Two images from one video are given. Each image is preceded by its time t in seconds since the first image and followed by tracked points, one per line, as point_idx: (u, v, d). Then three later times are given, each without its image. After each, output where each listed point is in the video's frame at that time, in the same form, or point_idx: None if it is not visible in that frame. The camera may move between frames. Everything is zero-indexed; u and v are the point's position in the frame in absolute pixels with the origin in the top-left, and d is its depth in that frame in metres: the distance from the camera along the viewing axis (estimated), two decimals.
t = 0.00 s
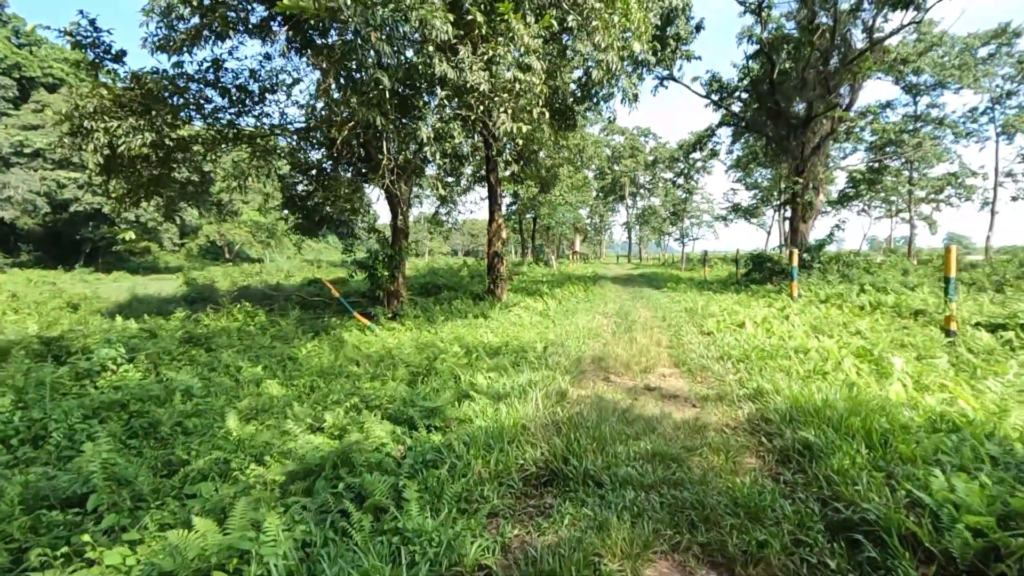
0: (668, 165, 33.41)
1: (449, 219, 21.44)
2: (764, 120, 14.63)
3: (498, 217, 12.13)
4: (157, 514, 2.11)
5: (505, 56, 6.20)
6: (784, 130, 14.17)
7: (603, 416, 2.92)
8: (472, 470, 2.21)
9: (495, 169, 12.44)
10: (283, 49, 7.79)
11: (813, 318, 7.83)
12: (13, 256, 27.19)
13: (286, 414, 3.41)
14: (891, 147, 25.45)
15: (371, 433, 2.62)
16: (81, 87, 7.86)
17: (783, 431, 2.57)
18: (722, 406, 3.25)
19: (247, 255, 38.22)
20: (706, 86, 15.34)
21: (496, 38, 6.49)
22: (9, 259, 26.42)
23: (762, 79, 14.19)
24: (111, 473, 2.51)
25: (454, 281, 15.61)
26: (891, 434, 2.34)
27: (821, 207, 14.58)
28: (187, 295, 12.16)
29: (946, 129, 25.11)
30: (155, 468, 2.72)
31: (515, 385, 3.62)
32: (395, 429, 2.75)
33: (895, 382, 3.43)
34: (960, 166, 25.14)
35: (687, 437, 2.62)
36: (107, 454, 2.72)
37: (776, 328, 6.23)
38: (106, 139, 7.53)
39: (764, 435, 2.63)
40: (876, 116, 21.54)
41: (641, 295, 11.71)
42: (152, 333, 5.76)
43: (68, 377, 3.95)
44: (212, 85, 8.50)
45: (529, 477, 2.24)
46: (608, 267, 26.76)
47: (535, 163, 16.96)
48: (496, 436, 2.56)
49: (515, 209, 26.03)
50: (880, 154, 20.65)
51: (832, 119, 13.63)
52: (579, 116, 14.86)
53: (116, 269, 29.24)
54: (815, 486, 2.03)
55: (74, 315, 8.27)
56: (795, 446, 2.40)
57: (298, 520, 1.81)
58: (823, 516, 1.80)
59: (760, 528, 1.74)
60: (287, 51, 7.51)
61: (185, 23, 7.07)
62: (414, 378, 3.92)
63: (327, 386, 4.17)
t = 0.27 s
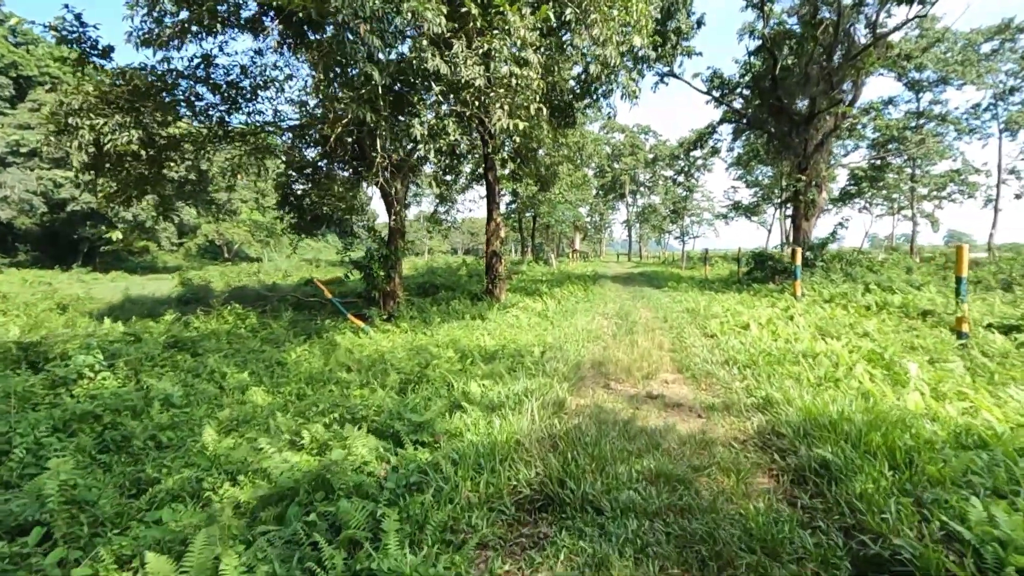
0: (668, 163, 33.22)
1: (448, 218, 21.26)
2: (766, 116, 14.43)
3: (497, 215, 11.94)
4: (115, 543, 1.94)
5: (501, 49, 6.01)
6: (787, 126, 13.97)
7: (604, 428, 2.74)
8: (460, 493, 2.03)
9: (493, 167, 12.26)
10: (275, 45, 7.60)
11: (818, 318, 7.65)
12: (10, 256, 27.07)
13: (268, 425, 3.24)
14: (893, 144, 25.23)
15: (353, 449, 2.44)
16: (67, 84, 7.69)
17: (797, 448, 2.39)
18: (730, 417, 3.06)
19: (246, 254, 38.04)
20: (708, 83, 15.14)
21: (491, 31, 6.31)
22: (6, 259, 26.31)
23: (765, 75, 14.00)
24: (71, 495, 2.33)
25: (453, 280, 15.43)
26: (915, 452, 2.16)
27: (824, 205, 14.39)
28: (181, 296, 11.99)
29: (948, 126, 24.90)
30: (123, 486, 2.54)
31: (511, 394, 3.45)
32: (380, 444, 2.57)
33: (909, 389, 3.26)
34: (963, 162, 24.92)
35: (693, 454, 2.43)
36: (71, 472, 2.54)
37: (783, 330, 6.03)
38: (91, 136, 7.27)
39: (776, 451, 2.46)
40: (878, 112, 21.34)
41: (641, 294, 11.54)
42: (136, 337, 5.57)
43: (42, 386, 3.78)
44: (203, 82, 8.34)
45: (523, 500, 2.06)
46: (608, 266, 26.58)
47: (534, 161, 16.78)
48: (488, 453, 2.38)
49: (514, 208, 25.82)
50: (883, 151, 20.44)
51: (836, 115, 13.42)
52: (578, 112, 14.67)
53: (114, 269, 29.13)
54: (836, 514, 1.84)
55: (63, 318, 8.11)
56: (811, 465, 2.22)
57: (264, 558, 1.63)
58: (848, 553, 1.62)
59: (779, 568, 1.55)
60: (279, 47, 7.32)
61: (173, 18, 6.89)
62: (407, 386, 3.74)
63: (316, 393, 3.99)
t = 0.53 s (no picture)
0: (668, 160, 33.04)
1: (447, 215, 21.10)
2: (767, 112, 14.25)
3: (494, 212, 11.76)
4: (58, 563, 1.78)
5: (494, 39, 5.85)
6: (789, 122, 13.77)
7: (597, 434, 2.57)
8: (437, 509, 1.86)
9: (490, 163, 12.09)
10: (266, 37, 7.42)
11: (821, 317, 7.49)
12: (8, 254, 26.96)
13: (243, 430, 3.07)
14: (895, 141, 25.03)
15: (326, 458, 2.27)
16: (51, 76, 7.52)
17: (805, 457, 2.22)
18: (732, 422, 2.89)
19: (244, 251, 37.89)
20: (708, 78, 14.94)
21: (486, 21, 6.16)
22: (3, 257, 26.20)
23: (766, 70, 13.81)
24: (20, 508, 2.17)
25: (451, 278, 15.27)
26: (933, 462, 1.98)
27: (826, 202, 14.20)
28: (175, 293, 11.84)
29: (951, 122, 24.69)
30: (81, 497, 2.37)
31: (501, 396, 3.28)
32: (357, 452, 2.40)
33: (921, 391, 3.09)
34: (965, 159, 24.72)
35: (692, 463, 2.26)
36: (24, 483, 2.37)
37: (785, 328, 5.87)
38: (75, 129, 7.11)
39: (781, 461, 2.28)
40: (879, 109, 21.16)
41: (640, 292, 11.37)
42: (118, 336, 5.41)
43: (10, 387, 3.62)
44: (192, 75, 8.16)
45: (505, 516, 1.89)
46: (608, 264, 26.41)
47: (533, 157, 16.60)
48: (470, 462, 2.20)
49: (513, 205, 25.65)
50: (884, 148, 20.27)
51: (839, 111, 13.22)
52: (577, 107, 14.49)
53: (112, 266, 29.00)
54: (849, 535, 1.67)
55: (50, 316, 7.96)
56: (820, 476, 2.05)
57: None
58: None
59: None
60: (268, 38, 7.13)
61: (159, 7, 6.70)
62: (392, 388, 3.57)
63: (298, 395, 3.82)
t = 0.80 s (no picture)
0: (665, 155, 32.87)
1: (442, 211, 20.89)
2: (765, 106, 14.07)
3: (487, 207, 11.57)
4: None
5: (483, 27, 5.69)
6: (787, 115, 13.59)
7: (584, 446, 2.41)
8: (403, 536, 1.70)
9: (484, 157, 11.89)
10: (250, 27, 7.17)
11: (819, 315, 7.34)
12: None
13: (210, 439, 2.88)
14: (893, 136, 24.90)
15: (290, 476, 2.10)
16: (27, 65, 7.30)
17: (807, 473, 2.06)
18: (729, 431, 2.73)
19: (239, 247, 37.59)
20: (706, 71, 14.73)
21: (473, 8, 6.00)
22: None
23: (764, 63, 13.64)
24: None
25: (445, 274, 15.08)
26: (947, 482, 1.82)
27: (824, 197, 14.03)
28: (162, 290, 11.63)
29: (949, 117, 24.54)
30: (25, 517, 2.19)
31: (486, 403, 3.11)
32: (324, 468, 2.22)
33: (927, 397, 2.94)
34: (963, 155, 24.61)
35: (686, 481, 2.09)
36: None
37: (783, 328, 5.71)
38: (51, 122, 6.93)
39: (782, 477, 2.12)
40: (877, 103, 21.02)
41: (636, 289, 11.21)
42: (91, 336, 5.22)
43: None
44: (175, 66, 7.94)
45: (480, 543, 1.73)
46: (605, 260, 26.24)
47: (528, 151, 16.40)
48: (446, 480, 2.03)
49: (509, 200, 25.44)
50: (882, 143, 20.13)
51: (838, 104, 13.03)
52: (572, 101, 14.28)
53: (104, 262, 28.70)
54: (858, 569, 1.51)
55: (30, 314, 7.76)
56: (824, 496, 1.88)
57: None
58: None
59: None
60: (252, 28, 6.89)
61: None
62: (372, 393, 3.39)
63: (275, 400, 3.64)
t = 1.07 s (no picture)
0: (661, 151, 32.78)
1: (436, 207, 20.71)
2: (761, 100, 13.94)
3: (481, 203, 11.41)
4: None
5: (473, 16, 5.53)
6: (783, 110, 13.47)
7: (578, 454, 2.27)
8: (378, 559, 1.55)
9: (477, 152, 11.72)
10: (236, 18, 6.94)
11: (817, 311, 7.24)
12: None
13: (183, 446, 2.73)
14: (888, 131, 24.86)
15: (259, 490, 1.95)
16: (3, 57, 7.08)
17: (815, 484, 1.93)
18: (729, 435, 2.60)
19: (232, 245, 37.30)
20: (701, 65, 14.60)
21: None
22: None
23: (760, 57, 13.48)
24: None
25: (439, 271, 14.92)
26: (965, 493, 1.69)
27: (821, 192, 13.93)
28: (151, 289, 11.43)
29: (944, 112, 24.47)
30: None
31: (475, 405, 2.97)
32: (298, 480, 2.08)
33: (935, 397, 2.82)
34: (958, 150, 24.59)
35: (685, 492, 1.96)
36: None
37: (782, 324, 5.60)
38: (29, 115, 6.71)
39: (786, 487, 1.99)
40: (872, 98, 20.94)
41: (632, 285, 11.08)
42: (69, 337, 5.06)
43: None
44: (159, 59, 7.72)
45: (462, 565, 1.59)
46: (600, 256, 26.11)
47: (523, 147, 16.24)
48: (427, 494, 1.89)
49: (504, 196, 25.28)
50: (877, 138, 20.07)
51: (834, 98, 12.92)
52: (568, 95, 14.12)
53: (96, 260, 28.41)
54: None
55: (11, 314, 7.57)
56: (834, 509, 1.75)
57: None
58: None
59: None
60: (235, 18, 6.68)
61: None
62: (356, 396, 3.24)
63: (255, 402, 3.49)
